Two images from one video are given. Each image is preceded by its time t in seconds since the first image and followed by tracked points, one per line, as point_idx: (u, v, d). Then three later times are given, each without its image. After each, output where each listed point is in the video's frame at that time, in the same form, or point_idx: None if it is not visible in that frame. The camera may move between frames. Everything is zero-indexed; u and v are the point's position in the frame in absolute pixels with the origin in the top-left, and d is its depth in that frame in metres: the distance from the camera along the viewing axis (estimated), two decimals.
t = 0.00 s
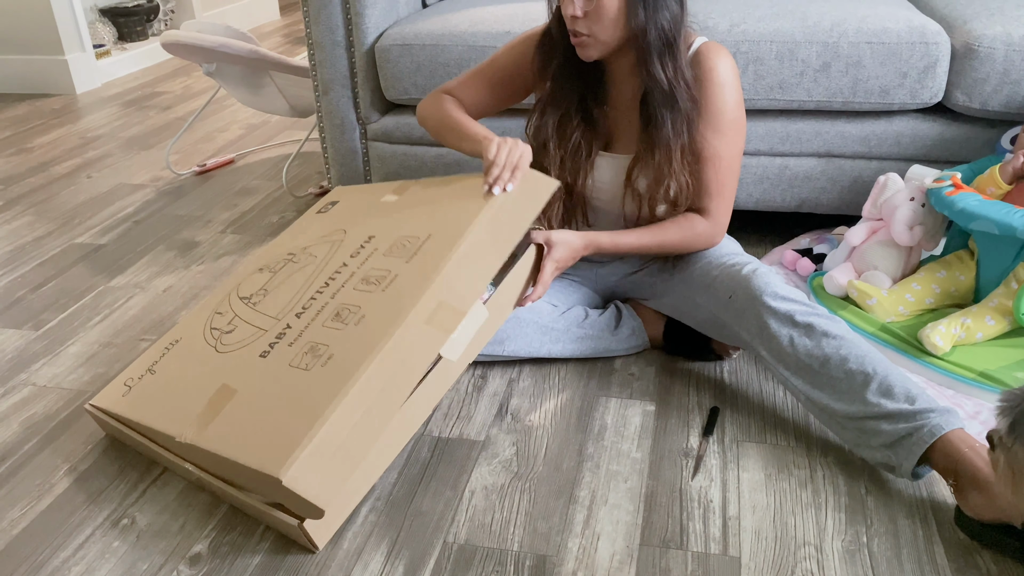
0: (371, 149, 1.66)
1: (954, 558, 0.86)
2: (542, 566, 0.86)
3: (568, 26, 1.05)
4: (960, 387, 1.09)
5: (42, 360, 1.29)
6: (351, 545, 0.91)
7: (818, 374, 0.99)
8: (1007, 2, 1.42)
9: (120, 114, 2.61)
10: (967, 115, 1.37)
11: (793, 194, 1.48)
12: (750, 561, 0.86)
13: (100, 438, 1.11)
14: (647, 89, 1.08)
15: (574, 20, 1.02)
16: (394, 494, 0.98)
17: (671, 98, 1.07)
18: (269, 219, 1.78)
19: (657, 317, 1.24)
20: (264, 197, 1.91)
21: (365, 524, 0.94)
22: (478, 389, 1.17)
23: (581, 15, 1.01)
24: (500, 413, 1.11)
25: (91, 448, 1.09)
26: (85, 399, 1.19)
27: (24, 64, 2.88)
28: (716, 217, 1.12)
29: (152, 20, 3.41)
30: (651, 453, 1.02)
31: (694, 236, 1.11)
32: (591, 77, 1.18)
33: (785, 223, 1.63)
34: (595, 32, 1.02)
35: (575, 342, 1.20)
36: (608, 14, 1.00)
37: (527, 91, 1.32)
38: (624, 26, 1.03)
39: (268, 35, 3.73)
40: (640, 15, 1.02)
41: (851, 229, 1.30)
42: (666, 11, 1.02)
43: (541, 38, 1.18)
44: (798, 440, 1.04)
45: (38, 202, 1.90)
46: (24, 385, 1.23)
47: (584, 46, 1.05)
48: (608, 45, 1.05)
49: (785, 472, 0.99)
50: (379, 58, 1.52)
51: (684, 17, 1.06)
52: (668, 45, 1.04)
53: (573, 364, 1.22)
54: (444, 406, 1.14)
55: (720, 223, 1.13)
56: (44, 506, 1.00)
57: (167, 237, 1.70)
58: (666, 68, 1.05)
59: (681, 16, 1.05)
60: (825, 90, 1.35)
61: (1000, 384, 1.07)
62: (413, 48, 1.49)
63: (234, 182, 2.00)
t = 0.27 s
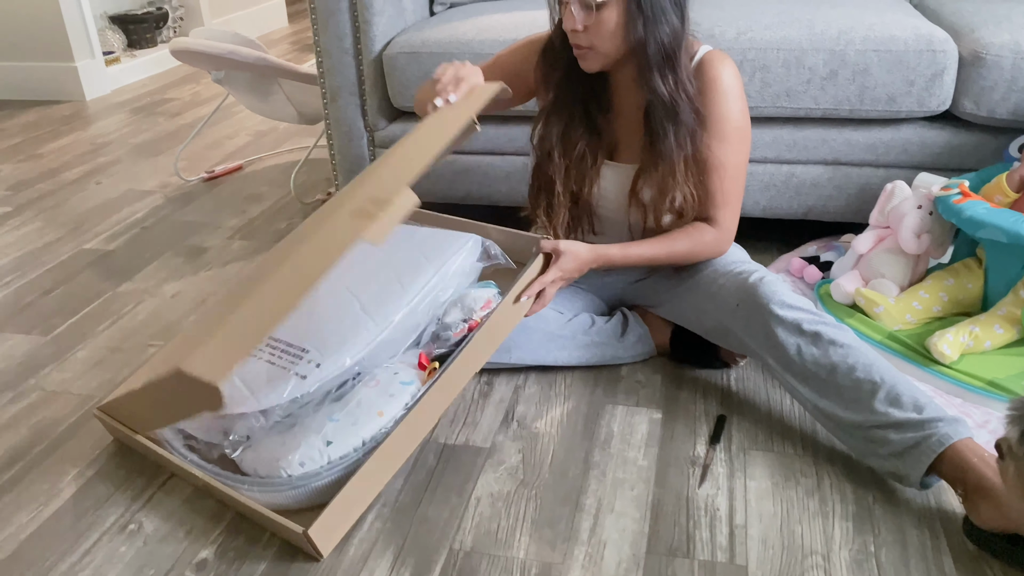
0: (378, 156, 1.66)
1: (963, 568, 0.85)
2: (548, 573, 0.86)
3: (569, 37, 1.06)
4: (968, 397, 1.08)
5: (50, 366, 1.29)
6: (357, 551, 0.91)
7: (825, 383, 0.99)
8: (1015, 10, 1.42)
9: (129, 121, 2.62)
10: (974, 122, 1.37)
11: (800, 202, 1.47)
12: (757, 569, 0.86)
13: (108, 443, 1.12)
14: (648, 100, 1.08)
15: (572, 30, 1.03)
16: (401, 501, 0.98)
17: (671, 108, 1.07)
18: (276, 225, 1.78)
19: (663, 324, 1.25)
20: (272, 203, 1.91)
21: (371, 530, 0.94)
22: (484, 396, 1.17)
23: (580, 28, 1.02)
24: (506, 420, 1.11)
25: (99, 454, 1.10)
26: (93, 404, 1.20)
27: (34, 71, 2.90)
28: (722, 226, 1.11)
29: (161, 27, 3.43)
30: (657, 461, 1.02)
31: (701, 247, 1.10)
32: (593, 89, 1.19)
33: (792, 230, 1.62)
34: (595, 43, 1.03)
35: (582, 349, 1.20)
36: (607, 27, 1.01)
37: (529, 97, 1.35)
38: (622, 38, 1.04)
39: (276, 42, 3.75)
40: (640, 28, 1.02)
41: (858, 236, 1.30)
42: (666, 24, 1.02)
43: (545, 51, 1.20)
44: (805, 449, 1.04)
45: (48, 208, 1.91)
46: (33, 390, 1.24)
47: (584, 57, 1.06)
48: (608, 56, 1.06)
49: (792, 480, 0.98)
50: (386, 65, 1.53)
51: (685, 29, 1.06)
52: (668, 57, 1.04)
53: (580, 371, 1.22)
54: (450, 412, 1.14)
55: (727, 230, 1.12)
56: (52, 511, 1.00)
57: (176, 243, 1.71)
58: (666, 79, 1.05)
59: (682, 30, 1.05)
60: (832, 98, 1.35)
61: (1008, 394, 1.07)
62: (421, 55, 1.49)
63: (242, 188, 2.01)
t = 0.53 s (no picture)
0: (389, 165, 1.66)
1: None
2: None
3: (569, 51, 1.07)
4: (981, 409, 1.07)
5: (61, 372, 1.30)
6: (365, 561, 0.91)
7: (835, 396, 0.98)
8: None
9: (142, 129, 2.64)
10: (987, 133, 1.36)
11: (812, 213, 1.47)
12: None
13: (118, 450, 1.12)
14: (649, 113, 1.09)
15: (571, 44, 1.04)
16: (409, 510, 0.98)
17: (672, 122, 1.07)
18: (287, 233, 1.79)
19: (674, 334, 1.24)
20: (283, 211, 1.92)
21: (379, 540, 0.94)
22: (494, 405, 1.17)
23: (577, 42, 1.03)
24: (515, 429, 1.11)
25: (108, 461, 1.10)
26: (103, 411, 1.20)
27: (49, 80, 2.93)
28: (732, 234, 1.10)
29: (174, 37, 3.46)
30: (667, 472, 1.02)
31: (710, 257, 1.10)
32: (598, 101, 1.19)
33: (803, 241, 1.62)
34: (593, 57, 1.04)
35: (591, 359, 1.20)
36: (604, 40, 1.02)
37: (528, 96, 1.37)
38: (620, 52, 1.05)
39: (288, 52, 3.77)
40: (639, 43, 1.02)
41: (869, 247, 1.29)
42: (665, 40, 1.03)
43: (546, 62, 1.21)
44: (816, 461, 1.03)
45: (60, 215, 1.93)
46: (43, 397, 1.24)
47: (583, 70, 1.07)
48: (606, 69, 1.07)
49: (802, 492, 0.98)
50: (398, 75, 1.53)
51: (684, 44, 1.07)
52: (667, 73, 1.05)
53: (589, 381, 1.21)
54: (459, 421, 1.14)
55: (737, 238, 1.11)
56: (61, 518, 1.01)
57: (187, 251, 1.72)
58: (666, 93, 1.06)
59: (682, 45, 1.06)
60: (844, 108, 1.35)
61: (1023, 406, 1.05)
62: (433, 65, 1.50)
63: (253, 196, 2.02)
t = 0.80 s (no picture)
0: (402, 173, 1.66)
1: None
2: None
3: (569, 64, 1.06)
4: (998, 425, 1.07)
5: (75, 377, 1.31)
6: (375, 571, 0.91)
7: (849, 413, 0.98)
8: None
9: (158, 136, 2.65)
10: (1004, 146, 1.35)
11: (826, 225, 1.46)
12: None
13: (130, 456, 1.12)
14: (648, 131, 1.07)
15: (570, 58, 1.04)
16: (420, 520, 0.97)
17: (670, 140, 1.06)
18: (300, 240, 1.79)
19: (686, 346, 1.24)
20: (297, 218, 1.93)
21: (389, 549, 0.93)
22: (505, 415, 1.17)
23: (575, 55, 1.02)
24: (526, 439, 1.11)
25: (120, 466, 1.10)
26: (116, 416, 1.20)
27: (66, 85, 2.95)
28: (745, 246, 1.10)
29: (190, 44, 3.48)
30: (679, 485, 1.01)
31: (724, 270, 1.09)
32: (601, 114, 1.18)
33: (817, 253, 1.61)
34: (590, 70, 1.03)
35: (604, 371, 1.19)
36: (600, 54, 1.01)
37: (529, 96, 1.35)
38: (617, 68, 1.03)
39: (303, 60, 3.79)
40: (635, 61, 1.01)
41: (884, 260, 1.28)
42: (662, 58, 1.00)
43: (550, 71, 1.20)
44: (830, 476, 1.02)
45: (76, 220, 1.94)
46: (57, 402, 1.25)
47: (582, 83, 1.07)
48: (605, 81, 1.06)
49: (816, 507, 0.97)
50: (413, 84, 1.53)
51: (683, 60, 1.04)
52: (664, 91, 1.02)
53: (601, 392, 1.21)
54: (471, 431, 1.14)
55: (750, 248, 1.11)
56: (73, 523, 1.01)
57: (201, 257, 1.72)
58: (664, 112, 1.04)
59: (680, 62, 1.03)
60: (859, 120, 1.34)
61: None
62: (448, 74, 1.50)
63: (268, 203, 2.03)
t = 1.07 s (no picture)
0: (415, 176, 1.67)
1: None
2: None
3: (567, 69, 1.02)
4: (1010, 438, 1.06)
5: (87, 375, 1.31)
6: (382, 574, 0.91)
7: (864, 420, 0.97)
8: None
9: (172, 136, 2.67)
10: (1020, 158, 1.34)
11: (839, 234, 1.46)
12: None
13: (140, 454, 1.12)
14: (648, 142, 1.04)
15: (568, 65, 0.99)
16: (427, 524, 0.97)
17: (670, 153, 1.02)
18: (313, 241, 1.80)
19: (698, 353, 1.23)
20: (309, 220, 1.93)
21: (396, 553, 0.94)
22: (514, 420, 1.16)
23: (573, 62, 0.98)
24: (535, 445, 1.11)
25: (130, 465, 1.11)
26: (127, 414, 1.21)
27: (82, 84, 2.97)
28: (755, 253, 1.10)
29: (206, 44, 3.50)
30: (688, 493, 1.01)
31: (737, 280, 1.08)
32: (602, 120, 1.15)
33: (830, 262, 1.61)
34: (588, 79, 0.99)
35: (614, 378, 1.19)
36: (598, 64, 0.96)
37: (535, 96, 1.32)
38: (616, 77, 0.99)
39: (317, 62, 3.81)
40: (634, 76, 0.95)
41: (898, 270, 1.28)
42: (662, 72, 0.95)
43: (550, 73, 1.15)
44: (840, 486, 1.02)
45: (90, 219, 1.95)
46: (69, 400, 1.25)
47: (579, 90, 1.03)
48: (603, 89, 1.01)
49: (826, 518, 0.96)
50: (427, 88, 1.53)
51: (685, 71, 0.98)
52: (663, 105, 0.98)
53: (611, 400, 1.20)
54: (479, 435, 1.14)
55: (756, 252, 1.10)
56: (83, 520, 1.01)
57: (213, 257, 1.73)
58: (664, 126, 1.00)
59: (681, 74, 0.98)
60: (874, 130, 1.34)
61: None
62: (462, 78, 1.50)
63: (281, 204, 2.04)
